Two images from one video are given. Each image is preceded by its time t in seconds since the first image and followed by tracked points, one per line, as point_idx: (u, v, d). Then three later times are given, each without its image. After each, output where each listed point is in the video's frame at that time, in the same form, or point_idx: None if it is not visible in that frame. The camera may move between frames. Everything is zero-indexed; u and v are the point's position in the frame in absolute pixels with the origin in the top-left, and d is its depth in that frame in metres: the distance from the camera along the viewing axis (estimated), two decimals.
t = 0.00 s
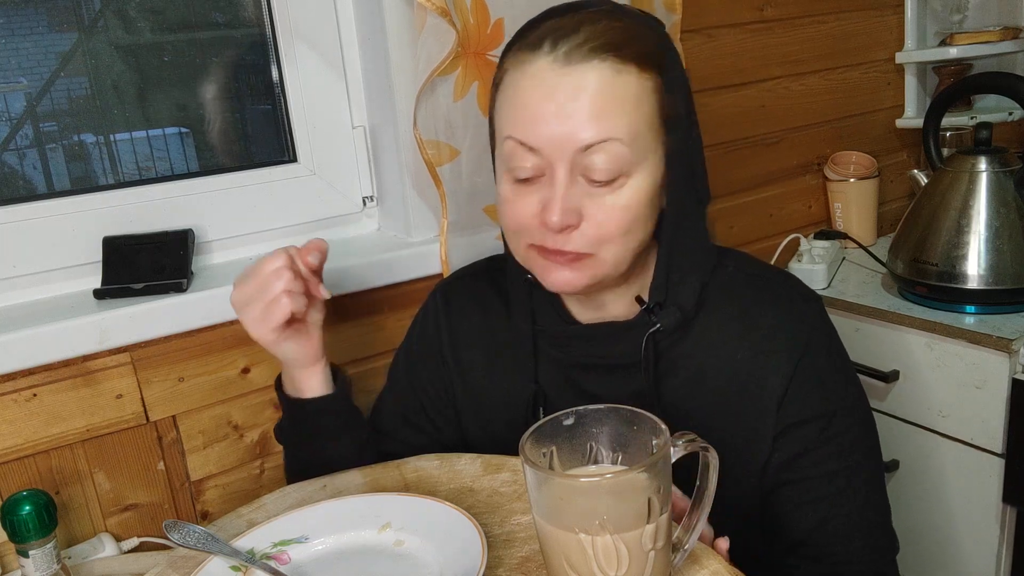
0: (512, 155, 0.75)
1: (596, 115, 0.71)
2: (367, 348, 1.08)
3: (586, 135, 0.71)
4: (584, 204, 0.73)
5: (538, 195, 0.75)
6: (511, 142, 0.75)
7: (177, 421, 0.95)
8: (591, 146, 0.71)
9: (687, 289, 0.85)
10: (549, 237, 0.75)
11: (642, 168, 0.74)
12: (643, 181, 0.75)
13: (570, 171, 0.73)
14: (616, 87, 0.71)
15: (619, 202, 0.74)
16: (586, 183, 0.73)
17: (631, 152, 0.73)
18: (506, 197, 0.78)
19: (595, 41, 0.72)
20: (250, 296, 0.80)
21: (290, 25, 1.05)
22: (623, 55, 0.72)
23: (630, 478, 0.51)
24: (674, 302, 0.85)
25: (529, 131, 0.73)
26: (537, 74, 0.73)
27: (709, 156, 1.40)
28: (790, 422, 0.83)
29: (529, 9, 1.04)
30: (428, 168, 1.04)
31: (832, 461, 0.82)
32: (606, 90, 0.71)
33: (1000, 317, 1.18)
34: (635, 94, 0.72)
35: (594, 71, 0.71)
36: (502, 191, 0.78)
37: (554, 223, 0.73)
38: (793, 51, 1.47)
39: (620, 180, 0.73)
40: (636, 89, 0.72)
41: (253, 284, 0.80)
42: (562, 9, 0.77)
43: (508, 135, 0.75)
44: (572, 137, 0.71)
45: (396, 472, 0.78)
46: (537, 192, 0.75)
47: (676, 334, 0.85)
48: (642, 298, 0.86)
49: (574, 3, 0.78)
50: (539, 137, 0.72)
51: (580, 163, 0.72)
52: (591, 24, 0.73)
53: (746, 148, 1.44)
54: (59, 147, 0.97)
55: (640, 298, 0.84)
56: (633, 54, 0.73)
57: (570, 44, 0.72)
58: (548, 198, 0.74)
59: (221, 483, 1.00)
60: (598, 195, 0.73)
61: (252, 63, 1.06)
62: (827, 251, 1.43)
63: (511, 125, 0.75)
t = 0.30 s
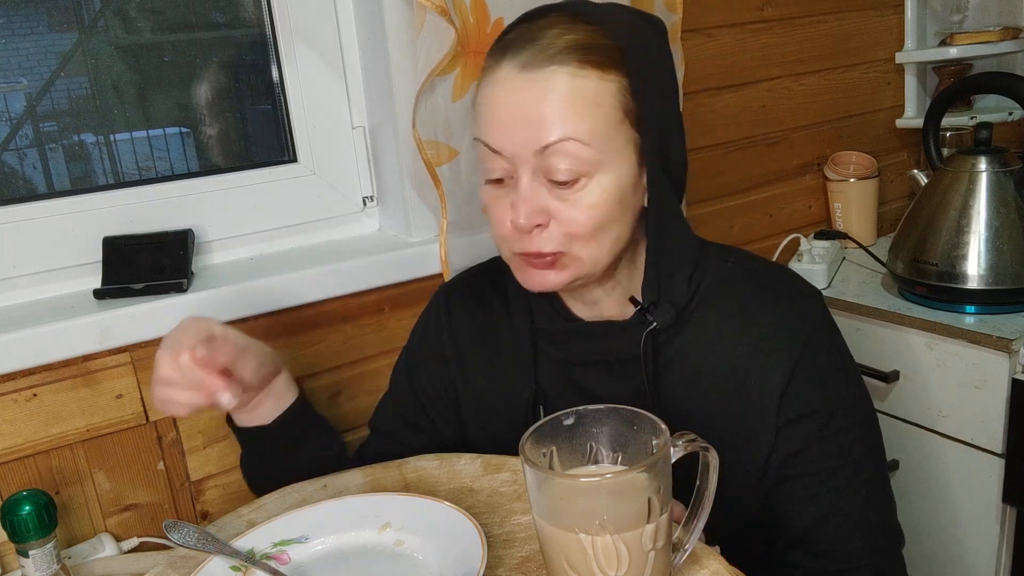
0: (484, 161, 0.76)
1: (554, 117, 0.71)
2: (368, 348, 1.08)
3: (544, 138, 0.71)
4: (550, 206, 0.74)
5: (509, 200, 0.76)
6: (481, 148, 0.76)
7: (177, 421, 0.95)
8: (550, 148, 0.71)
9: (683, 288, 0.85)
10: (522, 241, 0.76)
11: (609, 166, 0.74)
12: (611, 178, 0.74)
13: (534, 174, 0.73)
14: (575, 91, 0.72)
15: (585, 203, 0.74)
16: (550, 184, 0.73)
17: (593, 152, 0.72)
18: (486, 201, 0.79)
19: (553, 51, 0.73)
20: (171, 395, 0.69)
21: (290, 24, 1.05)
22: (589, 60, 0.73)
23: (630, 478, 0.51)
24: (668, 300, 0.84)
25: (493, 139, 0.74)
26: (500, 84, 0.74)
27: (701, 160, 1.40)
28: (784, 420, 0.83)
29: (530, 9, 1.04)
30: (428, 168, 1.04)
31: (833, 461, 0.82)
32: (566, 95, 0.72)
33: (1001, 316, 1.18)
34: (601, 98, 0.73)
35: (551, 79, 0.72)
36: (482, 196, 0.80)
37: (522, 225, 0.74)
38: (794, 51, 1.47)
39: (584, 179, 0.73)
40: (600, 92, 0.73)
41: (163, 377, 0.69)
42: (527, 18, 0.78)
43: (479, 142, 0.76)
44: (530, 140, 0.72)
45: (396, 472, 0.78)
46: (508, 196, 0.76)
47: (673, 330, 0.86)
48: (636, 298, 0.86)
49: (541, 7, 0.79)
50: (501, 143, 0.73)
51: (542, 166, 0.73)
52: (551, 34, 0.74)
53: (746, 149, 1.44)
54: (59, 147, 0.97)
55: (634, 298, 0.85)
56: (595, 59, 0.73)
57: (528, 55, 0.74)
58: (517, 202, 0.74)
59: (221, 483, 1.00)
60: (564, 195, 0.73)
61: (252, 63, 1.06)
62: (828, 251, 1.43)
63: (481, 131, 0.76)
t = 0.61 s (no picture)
0: (477, 166, 0.76)
1: (546, 122, 0.71)
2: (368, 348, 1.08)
3: (537, 143, 0.71)
4: (544, 212, 0.74)
5: (502, 206, 0.76)
6: (473, 153, 0.76)
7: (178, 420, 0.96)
8: (544, 153, 0.71)
9: (678, 287, 0.85)
10: (515, 248, 0.75)
11: (602, 170, 0.74)
12: (606, 183, 0.74)
13: (527, 180, 0.73)
14: (566, 92, 0.72)
15: (578, 208, 0.74)
16: (544, 189, 0.73)
17: (587, 156, 0.73)
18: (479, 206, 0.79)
19: (540, 52, 0.74)
20: (166, 407, 0.65)
21: (290, 25, 1.05)
22: (578, 65, 0.73)
23: (630, 478, 0.51)
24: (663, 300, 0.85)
25: (486, 144, 0.73)
26: (492, 87, 0.74)
27: (700, 160, 1.39)
28: (784, 420, 0.82)
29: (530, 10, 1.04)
30: (428, 168, 1.04)
31: (833, 461, 0.82)
32: (558, 96, 0.72)
33: (1000, 317, 1.18)
34: (592, 97, 0.73)
35: (540, 79, 0.72)
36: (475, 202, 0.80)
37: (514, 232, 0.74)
38: (794, 51, 1.47)
39: (578, 185, 0.73)
40: (594, 92, 0.73)
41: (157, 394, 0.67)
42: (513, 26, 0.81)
43: (470, 147, 0.76)
44: (524, 145, 0.72)
45: (396, 471, 0.78)
46: (502, 200, 0.75)
47: (669, 331, 0.86)
48: (633, 299, 0.86)
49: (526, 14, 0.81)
50: (494, 148, 0.73)
51: (535, 171, 0.73)
52: (538, 37, 0.76)
53: (746, 149, 1.45)
54: (59, 147, 0.97)
55: (629, 300, 0.85)
56: (584, 59, 0.74)
57: (517, 56, 0.75)
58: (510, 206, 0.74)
59: (221, 483, 1.00)
60: (558, 201, 0.73)
61: (252, 64, 1.06)
62: (828, 251, 1.43)
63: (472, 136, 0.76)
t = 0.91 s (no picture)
0: (476, 168, 0.76)
1: (548, 122, 0.71)
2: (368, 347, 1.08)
3: (539, 144, 0.71)
4: (546, 214, 0.74)
5: (504, 207, 0.76)
6: (472, 155, 0.76)
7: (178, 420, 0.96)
8: (546, 155, 0.71)
9: (676, 289, 0.86)
10: (518, 248, 0.76)
11: (604, 171, 0.74)
12: (608, 184, 0.74)
13: (530, 181, 0.73)
14: (564, 93, 0.72)
15: (580, 211, 0.74)
16: (546, 192, 0.73)
17: (589, 158, 0.72)
18: (480, 208, 0.79)
19: (539, 53, 0.74)
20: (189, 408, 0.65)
21: (290, 25, 1.05)
22: (576, 65, 0.73)
23: (630, 478, 0.51)
24: (661, 302, 0.85)
25: (487, 145, 0.73)
26: (491, 88, 0.75)
27: (700, 160, 1.39)
28: (786, 421, 0.82)
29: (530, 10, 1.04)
30: (428, 168, 1.04)
31: (834, 464, 0.82)
32: (556, 96, 0.72)
33: (1001, 316, 1.18)
34: (592, 96, 0.73)
35: (539, 80, 0.72)
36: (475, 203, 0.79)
37: (518, 233, 0.74)
38: (794, 51, 1.47)
39: (580, 186, 0.73)
40: (596, 93, 0.73)
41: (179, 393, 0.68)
42: (511, 27, 0.81)
43: (469, 149, 0.76)
44: (525, 146, 0.71)
45: (396, 471, 0.78)
46: (505, 201, 0.75)
47: (668, 332, 0.86)
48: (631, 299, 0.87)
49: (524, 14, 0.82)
50: (493, 150, 0.73)
51: (538, 172, 0.72)
52: (537, 39, 0.76)
53: (746, 149, 1.44)
54: (59, 147, 0.97)
55: (626, 299, 0.84)
56: (584, 59, 0.74)
57: (517, 57, 0.75)
58: (513, 208, 0.74)
59: (221, 483, 1.00)
60: (560, 203, 0.73)
61: (252, 63, 1.06)
62: (827, 251, 1.43)
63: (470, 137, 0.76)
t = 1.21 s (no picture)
0: (477, 168, 0.76)
1: (551, 124, 0.71)
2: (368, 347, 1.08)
3: (543, 146, 0.71)
4: (548, 215, 0.73)
5: (506, 207, 0.76)
6: (475, 154, 0.76)
7: (178, 420, 0.96)
8: (549, 156, 0.71)
9: (683, 291, 0.84)
10: (520, 250, 0.75)
11: (607, 174, 0.74)
12: (610, 186, 0.74)
13: (532, 182, 0.73)
14: (568, 95, 0.72)
15: (582, 213, 0.74)
16: (548, 193, 0.73)
17: (591, 161, 0.73)
18: (481, 208, 0.79)
19: (542, 54, 0.74)
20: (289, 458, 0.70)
21: (290, 24, 1.05)
22: (580, 66, 0.73)
23: (630, 478, 0.51)
24: (666, 305, 0.84)
25: (490, 145, 0.73)
26: (494, 89, 0.75)
27: (701, 160, 1.39)
28: (790, 425, 0.83)
29: (531, 10, 1.04)
30: (428, 168, 1.04)
31: (835, 464, 0.81)
32: (558, 96, 0.72)
33: (1000, 316, 1.18)
34: (592, 97, 0.73)
35: (541, 80, 0.72)
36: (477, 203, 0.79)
37: (518, 234, 0.74)
38: (794, 51, 1.47)
39: (583, 188, 0.73)
40: (598, 93, 0.73)
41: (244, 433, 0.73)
42: (517, 27, 0.81)
43: (472, 148, 0.76)
44: (527, 147, 0.72)
45: (396, 471, 0.78)
46: (507, 202, 0.75)
47: (672, 338, 0.86)
48: (635, 303, 0.86)
49: (530, 14, 0.82)
50: (496, 150, 0.73)
51: (540, 174, 0.73)
52: (541, 40, 0.76)
53: (746, 149, 1.44)
54: (59, 147, 0.97)
55: (632, 304, 0.84)
56: (590, 59, 0.74)
57: (521, 57, 0.75)
58: (514, 209, 0.74)
59: (221, 483, 1.00)
60: (563, 204, 0.73)
61: (252, 63, 1.06)
62: (828, 251, 1.43)
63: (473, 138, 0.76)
